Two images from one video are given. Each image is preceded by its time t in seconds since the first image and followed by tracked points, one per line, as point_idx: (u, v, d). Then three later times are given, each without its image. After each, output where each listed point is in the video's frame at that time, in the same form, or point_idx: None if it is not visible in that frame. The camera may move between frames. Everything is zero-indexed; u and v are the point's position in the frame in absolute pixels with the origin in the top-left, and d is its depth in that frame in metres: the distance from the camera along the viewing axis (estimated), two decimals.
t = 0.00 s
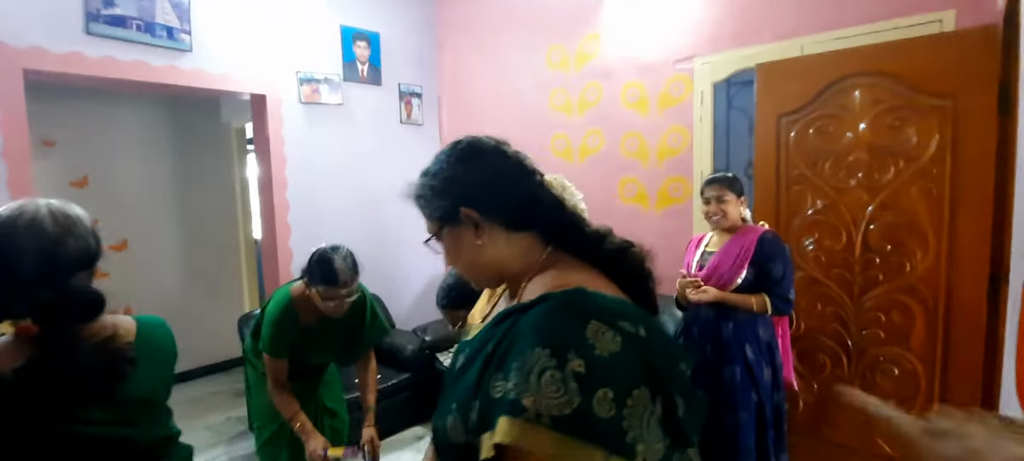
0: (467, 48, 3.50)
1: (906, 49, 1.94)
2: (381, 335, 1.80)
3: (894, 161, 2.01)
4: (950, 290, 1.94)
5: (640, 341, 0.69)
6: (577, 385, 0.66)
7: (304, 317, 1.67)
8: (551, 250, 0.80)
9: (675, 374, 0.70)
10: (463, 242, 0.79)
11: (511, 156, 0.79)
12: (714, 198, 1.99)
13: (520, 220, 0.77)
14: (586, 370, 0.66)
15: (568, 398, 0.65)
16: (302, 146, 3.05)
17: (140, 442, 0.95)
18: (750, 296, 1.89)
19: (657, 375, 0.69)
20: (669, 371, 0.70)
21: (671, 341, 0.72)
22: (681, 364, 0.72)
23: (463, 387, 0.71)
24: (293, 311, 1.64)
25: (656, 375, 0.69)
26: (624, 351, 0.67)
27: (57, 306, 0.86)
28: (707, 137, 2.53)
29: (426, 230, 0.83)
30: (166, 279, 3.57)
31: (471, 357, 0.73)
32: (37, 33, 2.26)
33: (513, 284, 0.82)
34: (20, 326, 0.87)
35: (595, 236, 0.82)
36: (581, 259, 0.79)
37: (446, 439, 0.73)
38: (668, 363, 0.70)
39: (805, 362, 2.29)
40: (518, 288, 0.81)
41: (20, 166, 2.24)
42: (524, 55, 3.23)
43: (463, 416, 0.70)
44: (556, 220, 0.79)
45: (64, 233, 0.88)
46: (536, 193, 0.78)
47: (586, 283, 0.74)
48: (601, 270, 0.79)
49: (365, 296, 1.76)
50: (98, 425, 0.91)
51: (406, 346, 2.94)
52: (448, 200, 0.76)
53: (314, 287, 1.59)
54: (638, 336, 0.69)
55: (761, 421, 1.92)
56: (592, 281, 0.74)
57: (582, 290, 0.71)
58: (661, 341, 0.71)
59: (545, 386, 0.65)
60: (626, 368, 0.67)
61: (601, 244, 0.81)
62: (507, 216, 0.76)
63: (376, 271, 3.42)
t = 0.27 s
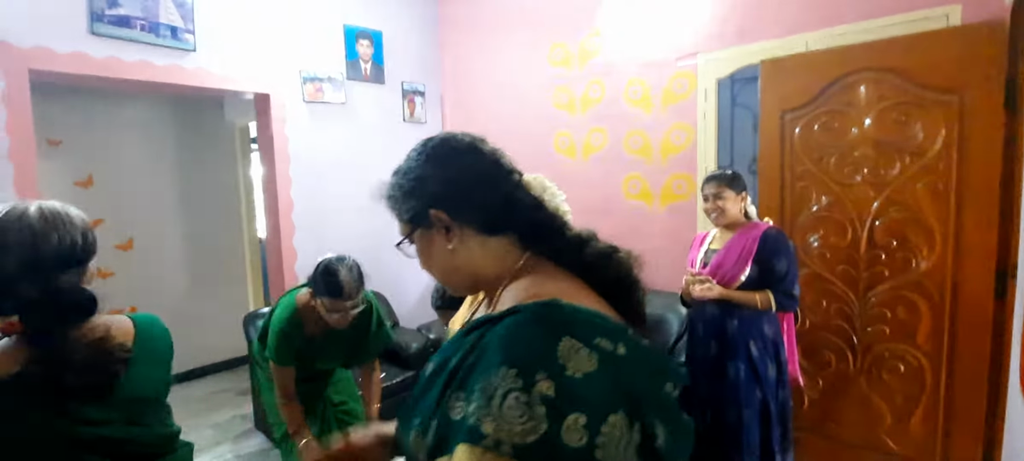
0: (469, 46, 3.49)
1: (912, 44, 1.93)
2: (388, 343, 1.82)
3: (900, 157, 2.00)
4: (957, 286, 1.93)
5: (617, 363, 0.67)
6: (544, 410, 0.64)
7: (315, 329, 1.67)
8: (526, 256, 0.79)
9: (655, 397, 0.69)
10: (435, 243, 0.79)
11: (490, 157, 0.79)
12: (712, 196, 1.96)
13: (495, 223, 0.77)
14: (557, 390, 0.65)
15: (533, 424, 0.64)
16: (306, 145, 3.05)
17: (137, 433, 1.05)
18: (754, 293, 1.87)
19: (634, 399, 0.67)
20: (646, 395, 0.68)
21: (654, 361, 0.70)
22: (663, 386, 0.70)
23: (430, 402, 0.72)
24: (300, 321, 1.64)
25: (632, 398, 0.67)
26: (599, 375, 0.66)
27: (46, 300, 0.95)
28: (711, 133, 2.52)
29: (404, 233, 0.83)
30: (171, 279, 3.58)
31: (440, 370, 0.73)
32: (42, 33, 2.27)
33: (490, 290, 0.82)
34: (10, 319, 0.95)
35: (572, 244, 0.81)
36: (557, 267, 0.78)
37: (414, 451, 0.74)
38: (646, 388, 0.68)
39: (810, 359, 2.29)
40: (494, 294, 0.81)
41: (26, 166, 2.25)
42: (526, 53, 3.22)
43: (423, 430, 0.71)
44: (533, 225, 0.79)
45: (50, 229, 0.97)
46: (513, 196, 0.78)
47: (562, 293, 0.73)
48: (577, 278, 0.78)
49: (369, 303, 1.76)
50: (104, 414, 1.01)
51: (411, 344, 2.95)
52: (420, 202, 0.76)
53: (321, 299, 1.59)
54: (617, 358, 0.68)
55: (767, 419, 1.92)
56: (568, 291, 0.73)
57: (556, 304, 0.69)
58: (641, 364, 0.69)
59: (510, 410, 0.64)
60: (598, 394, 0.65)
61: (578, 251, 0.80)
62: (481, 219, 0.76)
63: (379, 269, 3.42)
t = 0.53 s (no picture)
0: (473, 49, 3.50)
1: (917, 47, 1.93)
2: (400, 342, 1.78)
3: (905, 160, 2.00)
4: (962, 290, 1.93)
5: (560, 385, 0.70)
6: (483, 427, 0.66)
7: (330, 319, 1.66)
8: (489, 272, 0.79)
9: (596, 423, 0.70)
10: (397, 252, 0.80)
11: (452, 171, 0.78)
12: (713, 200, 1.93)
13: (451, 237, 0.76)
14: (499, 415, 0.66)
15: (469, 441, 0.65)
16: (310, 148, 3.06)
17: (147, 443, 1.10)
18: (758, 297, 1.86)
19: (574, 421, 0.70)
20: (585, 419, 0.70)
21: (601, 386, 0.72)
22: (607, 410, 0.71)
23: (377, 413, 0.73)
24: (314, 312, 1.63)
25: (571, 422, 0.69)
26: (543, 393, 0.69)
27: (58, 295, 0.99)
28: (715, 137, 2.52)
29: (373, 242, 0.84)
30: (175, 281, 3.59)
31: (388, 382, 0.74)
32: (48, 38, 2.28)
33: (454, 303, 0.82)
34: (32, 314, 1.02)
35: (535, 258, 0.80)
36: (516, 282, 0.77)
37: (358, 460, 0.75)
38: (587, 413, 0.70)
39: (815, 362, 2.28)
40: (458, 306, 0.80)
41: (33, 170, 2.26)
42: (530, 56, 3.23)
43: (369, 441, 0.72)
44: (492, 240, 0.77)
45: (77, 230, 1.03)
46: (473, 210, 0.77)
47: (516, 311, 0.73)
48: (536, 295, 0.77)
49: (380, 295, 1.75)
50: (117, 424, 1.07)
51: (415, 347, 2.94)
52: (385, 214, 0.77)
53: (334, 290, 1.58)
54: (564, 378, 0.70)
55: (771, 422, 1.92)
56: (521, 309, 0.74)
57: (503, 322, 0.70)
58: (585, 387, 0.70)
59: (447, 426, 0.65)
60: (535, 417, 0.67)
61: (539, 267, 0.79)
62: (436, 231, 0.75)
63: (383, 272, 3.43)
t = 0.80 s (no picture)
0: (474, 50, 3.49)
1: (921, 49, 1.91)
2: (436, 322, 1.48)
3: (909, 162, 1.99)
4: (967, 293, 1.91)
5: (461, 382, 0.69)
6: (366, 411, 0.68)
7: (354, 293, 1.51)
8: (421, 274, 0.77)
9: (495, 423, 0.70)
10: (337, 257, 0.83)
11: (394, 177, 0.83)
12: (714, 203, 1.91)
13: (384, 238, 0.78)
14: (392, 398, 0.68)
15: (348, 424, 0.67)
16: (311, 149, 3.06)
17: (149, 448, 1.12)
18: (761, 300, 1.84)
19: (469, 417, 0.70)
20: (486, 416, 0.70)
21: (508, 384, 0.71)
22: (509, 411, 0.71)
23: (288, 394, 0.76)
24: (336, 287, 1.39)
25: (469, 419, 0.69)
26: (433, 383, 0.69)
27: (84, 289, 1.07)
28: (717, 138, 2.50)
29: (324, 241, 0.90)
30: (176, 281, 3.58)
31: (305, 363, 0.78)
32: (50, 38, 2.28)
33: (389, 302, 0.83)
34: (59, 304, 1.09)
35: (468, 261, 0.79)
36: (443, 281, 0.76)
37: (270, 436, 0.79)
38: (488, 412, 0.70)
39: (818, 366, 2.26)
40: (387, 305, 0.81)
41: (33, 169, 2.26)
42: (531, 57, 3.22)
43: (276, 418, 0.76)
44: (428, 239, 0.78)
45: (109, 232, 1.11)
46: (411, 213, 0.80)
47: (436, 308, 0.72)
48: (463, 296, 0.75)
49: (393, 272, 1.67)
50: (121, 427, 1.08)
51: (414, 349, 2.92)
52: (327, 212, 0.83)
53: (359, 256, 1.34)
54: (462, 374, 0.69)
55: (775, 426, 1.92)
56: (443, 306, 0.72)
57: (417, 311, 0.71)
58: (490, 385, 0.70)
59: (333, 407, 0.67)
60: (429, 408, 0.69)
61: (471, 267, 0.78)
62: (364, 230, 0.79)
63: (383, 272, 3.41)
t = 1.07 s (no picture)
0: (473, 51, 3.50)
1: (919, 50, 1.91)
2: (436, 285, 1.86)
3: (907, 163, 1.98)
4: (966, 294, 1.91)
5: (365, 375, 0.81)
6: (257, 394, 0.77)
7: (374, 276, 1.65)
8: (357, 268, 0.88)
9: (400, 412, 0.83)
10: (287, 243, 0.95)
11: (341, 170, 0.91)
12: (710, 204, 1.90)
13: (325, 232, 0.88)
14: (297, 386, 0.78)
15: (239, 404, 0.77)
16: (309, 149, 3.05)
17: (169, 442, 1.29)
18: (754, 301, 1.84)
19: (354, 405, 0.80)
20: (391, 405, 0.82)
21: (421, 378, 0.84)
22: (417, 402, 0.84)
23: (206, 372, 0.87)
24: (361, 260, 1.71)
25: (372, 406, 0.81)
26: (324, 372, 0.79)
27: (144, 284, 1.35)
28: (714, 139, 2.50)
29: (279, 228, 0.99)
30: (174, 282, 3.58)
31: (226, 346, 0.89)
32: (48, 38, 2.28)
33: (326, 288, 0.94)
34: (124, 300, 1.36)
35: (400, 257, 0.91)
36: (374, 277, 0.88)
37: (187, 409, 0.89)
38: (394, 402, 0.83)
39: (816, 367, 2.26)
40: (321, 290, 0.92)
41: (32, 170, 2.27)
42: (530, 57, 3.22)
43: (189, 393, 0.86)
44: (363, 233, 0.89)
45: (168, 245, 1.41)
46: (349, 208, 0.89)
47: (363, 304, 0.84)
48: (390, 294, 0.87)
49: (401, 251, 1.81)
50: (156, 420, 1.27)
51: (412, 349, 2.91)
52: (275, 204, 0.91)
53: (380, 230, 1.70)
54: (361, 365, 0.80)
55: (766, 431, 1.89)
56: (369, 303, 0.85)
57: (338, 307, 0.82)
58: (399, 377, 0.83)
59: (229, 388, 0.78)
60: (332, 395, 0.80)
61: (403, 267, 0.90)
62: (306, 224, 0.88)
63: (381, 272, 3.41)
